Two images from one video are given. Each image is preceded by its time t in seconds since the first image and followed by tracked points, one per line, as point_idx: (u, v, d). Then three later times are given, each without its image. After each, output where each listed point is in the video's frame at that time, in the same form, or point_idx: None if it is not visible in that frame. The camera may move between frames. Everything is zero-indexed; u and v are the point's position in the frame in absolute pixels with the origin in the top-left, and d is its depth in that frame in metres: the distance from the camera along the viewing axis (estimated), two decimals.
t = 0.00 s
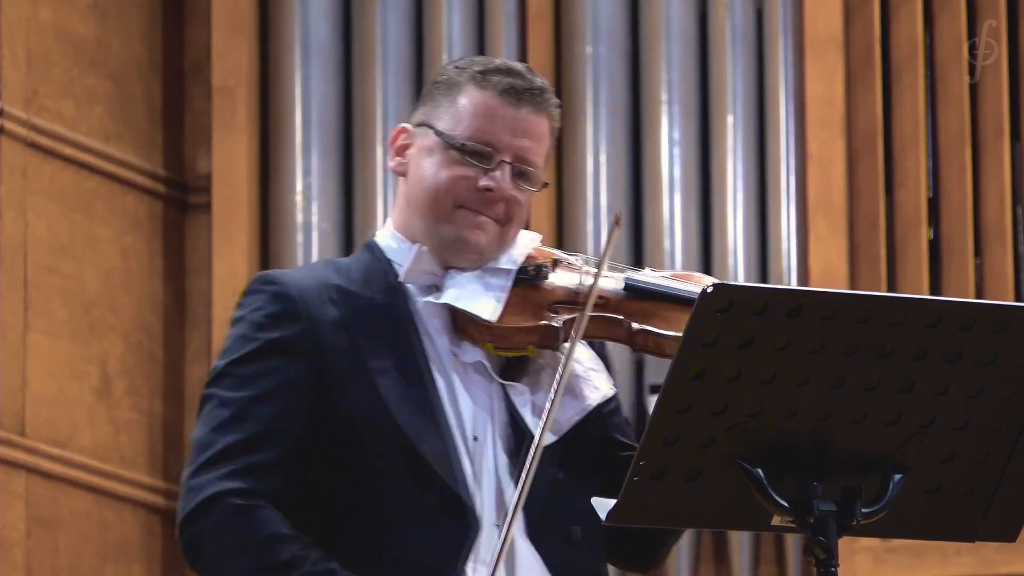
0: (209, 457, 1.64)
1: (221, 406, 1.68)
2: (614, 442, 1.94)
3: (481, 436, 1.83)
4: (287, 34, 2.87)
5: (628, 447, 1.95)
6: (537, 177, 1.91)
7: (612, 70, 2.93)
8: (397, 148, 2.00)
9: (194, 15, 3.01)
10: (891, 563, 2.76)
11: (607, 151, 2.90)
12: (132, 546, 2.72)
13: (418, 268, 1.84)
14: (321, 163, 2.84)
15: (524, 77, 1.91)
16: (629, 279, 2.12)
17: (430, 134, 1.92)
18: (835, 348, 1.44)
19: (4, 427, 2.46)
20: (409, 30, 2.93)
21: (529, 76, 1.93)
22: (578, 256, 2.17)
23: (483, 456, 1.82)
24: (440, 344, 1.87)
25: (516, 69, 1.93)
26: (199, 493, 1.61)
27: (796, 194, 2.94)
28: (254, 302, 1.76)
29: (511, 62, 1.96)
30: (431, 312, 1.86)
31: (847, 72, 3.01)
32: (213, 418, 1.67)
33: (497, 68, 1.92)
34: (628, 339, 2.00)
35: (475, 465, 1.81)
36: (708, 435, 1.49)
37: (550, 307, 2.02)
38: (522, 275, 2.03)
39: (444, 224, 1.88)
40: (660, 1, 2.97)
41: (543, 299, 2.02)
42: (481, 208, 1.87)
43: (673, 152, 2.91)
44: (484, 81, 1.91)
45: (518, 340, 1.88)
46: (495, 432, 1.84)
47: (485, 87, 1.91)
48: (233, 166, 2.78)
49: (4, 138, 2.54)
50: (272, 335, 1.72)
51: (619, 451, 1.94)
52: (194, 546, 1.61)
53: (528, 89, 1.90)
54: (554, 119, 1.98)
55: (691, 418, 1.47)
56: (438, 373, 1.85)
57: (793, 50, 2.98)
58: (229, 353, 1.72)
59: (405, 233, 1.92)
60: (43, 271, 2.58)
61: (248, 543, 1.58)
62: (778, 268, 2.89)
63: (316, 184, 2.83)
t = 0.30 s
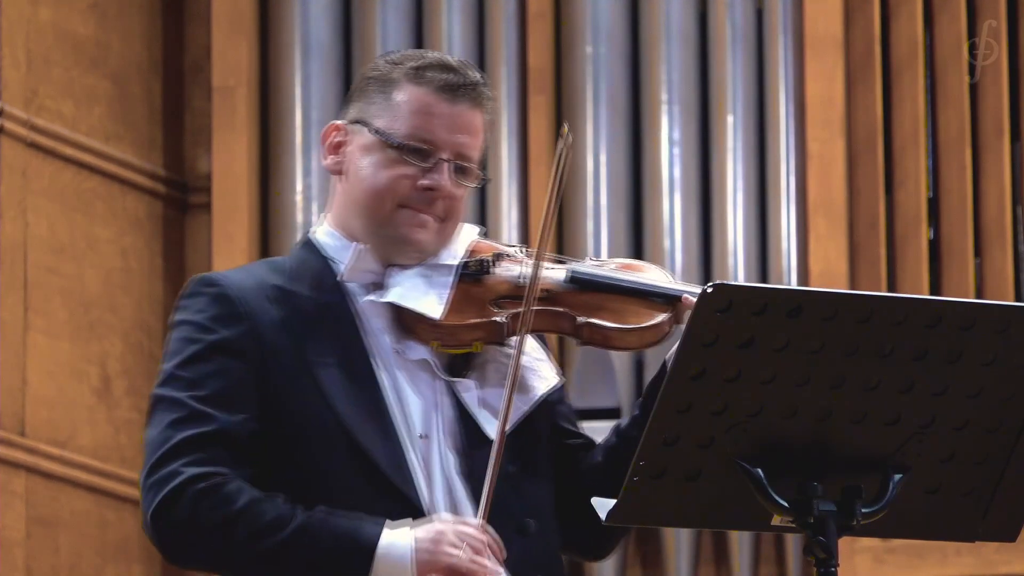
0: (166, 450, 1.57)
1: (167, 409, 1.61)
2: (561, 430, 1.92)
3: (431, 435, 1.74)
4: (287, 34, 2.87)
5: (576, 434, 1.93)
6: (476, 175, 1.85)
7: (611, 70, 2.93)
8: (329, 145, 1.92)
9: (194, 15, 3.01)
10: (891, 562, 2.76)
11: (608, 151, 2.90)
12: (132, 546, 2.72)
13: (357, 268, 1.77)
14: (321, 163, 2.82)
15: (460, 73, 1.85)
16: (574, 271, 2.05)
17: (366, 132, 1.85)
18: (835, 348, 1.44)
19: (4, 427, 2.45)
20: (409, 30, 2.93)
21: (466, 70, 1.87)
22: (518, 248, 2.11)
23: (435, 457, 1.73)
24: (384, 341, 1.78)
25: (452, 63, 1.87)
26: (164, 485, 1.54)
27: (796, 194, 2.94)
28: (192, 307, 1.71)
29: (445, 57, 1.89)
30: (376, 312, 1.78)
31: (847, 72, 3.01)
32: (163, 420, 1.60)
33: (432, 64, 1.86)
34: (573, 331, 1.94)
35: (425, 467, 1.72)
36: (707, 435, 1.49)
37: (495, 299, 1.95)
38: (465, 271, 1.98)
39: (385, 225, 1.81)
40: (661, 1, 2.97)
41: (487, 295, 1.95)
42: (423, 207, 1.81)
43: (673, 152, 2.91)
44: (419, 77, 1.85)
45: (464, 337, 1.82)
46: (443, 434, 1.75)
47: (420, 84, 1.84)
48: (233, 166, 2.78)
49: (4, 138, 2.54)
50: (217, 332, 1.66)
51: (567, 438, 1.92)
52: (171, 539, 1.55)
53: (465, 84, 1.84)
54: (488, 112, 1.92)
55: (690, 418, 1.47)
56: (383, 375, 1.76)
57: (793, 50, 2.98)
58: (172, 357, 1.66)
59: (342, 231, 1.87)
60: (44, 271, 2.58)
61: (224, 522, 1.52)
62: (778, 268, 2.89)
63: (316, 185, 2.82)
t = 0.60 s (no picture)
0: (168, 443, 1.59)
1: (154, 403, 1.64)
2: (532, 426, 1.96)
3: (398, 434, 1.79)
4: (287, 34, 2.87)
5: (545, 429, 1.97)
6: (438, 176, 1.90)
7: (611, 70, 2.93)
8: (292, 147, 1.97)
9: (194, 15, 3.01)
10: (891, 562, 2.76)
11: (607, 151, 2.90)
12: (132, 546, 2.72)
13: (323, 269, 1.83)
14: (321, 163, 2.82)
15: (421, 73, 1.90)
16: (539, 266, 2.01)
17: (328, 134, 1.91)
18: (835, 348, 1.44)
19: (4, 427, 2.45)
20: (408, 30, 2.93)
21: (427, 70, 1.91)
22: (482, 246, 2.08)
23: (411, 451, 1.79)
24: (350, 342, 1.82)
25: (413, 63, 1.91)
26: (175, 473, 1.57)
27: (796, 194, 2.94)
28: (163, 308, 1.73)
29: (407, 57, 1.94)
30: (342, 314, 1.82)
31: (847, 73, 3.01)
32: (157, 416, 1.63)
33: (394, 65, 1.91)
34: (541, 328, 1.92)
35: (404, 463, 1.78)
36: (708, 435, 1.49)
37: (462, 299, 1.95)
38: (430, 271, 1.95)
39: (349, 225, 1.86)
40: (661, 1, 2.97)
41: (453, 295, 1.94)
42: (387, 208, 1.85)
43: (673, 152, 2.91)
44: (381, 79, 1.89)
45: (432, 339, 1.83)
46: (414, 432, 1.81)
47: (382, 86, 1.89)
48: (233, 166, 2.78)
49: (4, 138, 2.54)
50: (191, 331, 1.69)
51: (536, 434, 1.96)
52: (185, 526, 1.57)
53: (426, 85, 1.89)
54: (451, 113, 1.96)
55: (690, 418, 1.47)
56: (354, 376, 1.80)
57: (793, 50, 2.98)
58: (145, 364, 1.68)
59: (306, 231, 1.90)
60: (44, 271, 2.58)
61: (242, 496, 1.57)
62: (778, 268, 2.89)
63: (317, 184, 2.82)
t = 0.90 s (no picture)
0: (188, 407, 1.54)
1: (170, 376, 1.58)
2: (513, 427, 1.96)
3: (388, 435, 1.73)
4: (287, 34, 2.87)
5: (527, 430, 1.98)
6: (418, 176, 1.86)
7: (612, 69, 2.93)
8: (273, 146, 1.93)
9: (194, 15, 3.01)
10: (891, 562, 2.76)
11: (608, 151, 2.90)
12: (132, 546, 2.71)
13: (306, 269, 1.77)
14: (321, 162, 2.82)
15: (403, 73, 1.86)
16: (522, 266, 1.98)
17: (309, 134, 1.87)
18: (835, 347, 1.44)
19: (4, 427, 2.45)
20: (409, 30, 2.93)
21: (409, 71, 1.87)
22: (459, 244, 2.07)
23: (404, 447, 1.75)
24: (337, 342, 1.78)
25: (395, 65, 1.87)
26: (206, 433, 1.51)
27: (796, 194, 2.94)
28: (151, 299, 1.68)
29: (388, 57, 1.90)
30: (325, 315, 1.77)
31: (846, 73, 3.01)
32: (171, 390, 1.57)
33: (376, 65, 1.87)
34: (524, 328, 1.93)
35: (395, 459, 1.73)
36: (708, 435, 1.49)
37: (445, 300, 1.97)
38: (412, 271, 1.97)
39: (329, 225, 1.81)
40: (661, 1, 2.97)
41: (437, 295, 1.97)
42: (368, 208, 1.81)
43: (673, 152, 2.91)
44: (362, 78, 1.86)
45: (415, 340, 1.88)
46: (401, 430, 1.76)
47: (363, 86, 1.85)
48: (233, 166, 2.78)
49: (4, 138, 2.54)
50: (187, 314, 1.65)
51: (517, 435, 1.97)
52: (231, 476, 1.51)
53: (408, 85, 1.85)
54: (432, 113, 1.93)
55: (691, 418, 1.47)
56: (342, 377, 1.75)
57: (793, 49, 2.98)
58: (143, 350, 1.62)
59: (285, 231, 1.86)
60: (44, 271, 2.58)
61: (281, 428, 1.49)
62: (778, 268, 2.89)
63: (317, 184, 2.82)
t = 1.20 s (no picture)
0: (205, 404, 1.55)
1: (183, 373, 1.59)
2: (508, 427, 1.98)
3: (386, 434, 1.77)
4: (287, 34, 2.86)
5: (522, 431, 1.99)
6: (415, 175, 1.86)
7: (612, 69, 2.93)
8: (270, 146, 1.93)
9: (194, 15, 3.01)
10: (890, 562, 2.76)
11: (608, 151, 2.90)
12: (132, 546, 2.71)
13: (303, 270, 1.77)
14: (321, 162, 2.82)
15: (400, 73, 1.86)
16: (516, 268, 1.99)
17: (306, 134, 1.87)
18: (835, 347, 1.44)
19: (4, 427, 2.45)
20: (409, 30, 2.93)
21: (405, 72, 1.88)
22: (454, 245, 2.06)
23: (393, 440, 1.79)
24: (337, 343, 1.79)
25: (392, 65, 1.88)
26: (223, 430, 1.51)
27: (796, 194, 2.94)
28: (155, 298, 1.68)
29: (384, 57, 1.91)
30: (325, 317, 1.78)
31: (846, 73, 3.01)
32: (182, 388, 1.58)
33: (372, 65, 1.87)
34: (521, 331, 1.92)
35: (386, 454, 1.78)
36: (708, 435, 1.49)
37: (441, 302, 1.92)
38: (408, 272, 1.92)
39: (326, 225, 1.81)
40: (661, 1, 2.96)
41: (432, 298, 1.91)
42: (365, 209, 1.81)
43: (673, 152, 2.91)
44: (359, 79, 1.86)
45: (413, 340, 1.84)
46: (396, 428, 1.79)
47: (360, 86, 1.85)
48: (232, 166, 2.78)
49: (4, 138, 2.54)
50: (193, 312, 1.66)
51: (513, 434, 1.98)
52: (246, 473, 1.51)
53: (404, 85, 1.85)
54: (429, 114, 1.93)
55: (692, 418, 1.47)
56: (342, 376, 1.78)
57: (793, 49, 2.98)
58: (151, 348, 1.62)
59: (283, 231, 1.86)
60: (44, 271, 2.58)
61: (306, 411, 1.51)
62: (778, 267, 2.89)
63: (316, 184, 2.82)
